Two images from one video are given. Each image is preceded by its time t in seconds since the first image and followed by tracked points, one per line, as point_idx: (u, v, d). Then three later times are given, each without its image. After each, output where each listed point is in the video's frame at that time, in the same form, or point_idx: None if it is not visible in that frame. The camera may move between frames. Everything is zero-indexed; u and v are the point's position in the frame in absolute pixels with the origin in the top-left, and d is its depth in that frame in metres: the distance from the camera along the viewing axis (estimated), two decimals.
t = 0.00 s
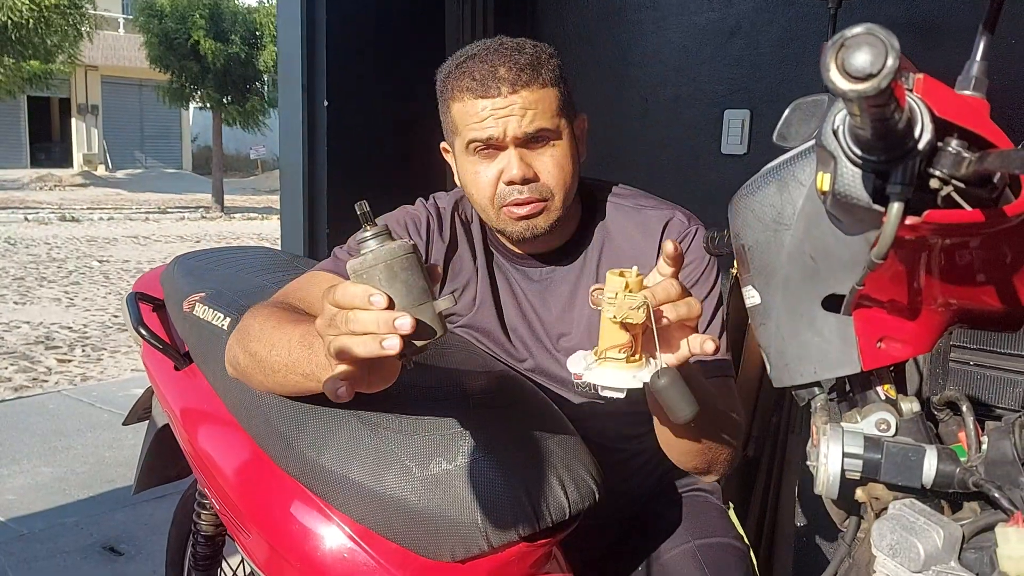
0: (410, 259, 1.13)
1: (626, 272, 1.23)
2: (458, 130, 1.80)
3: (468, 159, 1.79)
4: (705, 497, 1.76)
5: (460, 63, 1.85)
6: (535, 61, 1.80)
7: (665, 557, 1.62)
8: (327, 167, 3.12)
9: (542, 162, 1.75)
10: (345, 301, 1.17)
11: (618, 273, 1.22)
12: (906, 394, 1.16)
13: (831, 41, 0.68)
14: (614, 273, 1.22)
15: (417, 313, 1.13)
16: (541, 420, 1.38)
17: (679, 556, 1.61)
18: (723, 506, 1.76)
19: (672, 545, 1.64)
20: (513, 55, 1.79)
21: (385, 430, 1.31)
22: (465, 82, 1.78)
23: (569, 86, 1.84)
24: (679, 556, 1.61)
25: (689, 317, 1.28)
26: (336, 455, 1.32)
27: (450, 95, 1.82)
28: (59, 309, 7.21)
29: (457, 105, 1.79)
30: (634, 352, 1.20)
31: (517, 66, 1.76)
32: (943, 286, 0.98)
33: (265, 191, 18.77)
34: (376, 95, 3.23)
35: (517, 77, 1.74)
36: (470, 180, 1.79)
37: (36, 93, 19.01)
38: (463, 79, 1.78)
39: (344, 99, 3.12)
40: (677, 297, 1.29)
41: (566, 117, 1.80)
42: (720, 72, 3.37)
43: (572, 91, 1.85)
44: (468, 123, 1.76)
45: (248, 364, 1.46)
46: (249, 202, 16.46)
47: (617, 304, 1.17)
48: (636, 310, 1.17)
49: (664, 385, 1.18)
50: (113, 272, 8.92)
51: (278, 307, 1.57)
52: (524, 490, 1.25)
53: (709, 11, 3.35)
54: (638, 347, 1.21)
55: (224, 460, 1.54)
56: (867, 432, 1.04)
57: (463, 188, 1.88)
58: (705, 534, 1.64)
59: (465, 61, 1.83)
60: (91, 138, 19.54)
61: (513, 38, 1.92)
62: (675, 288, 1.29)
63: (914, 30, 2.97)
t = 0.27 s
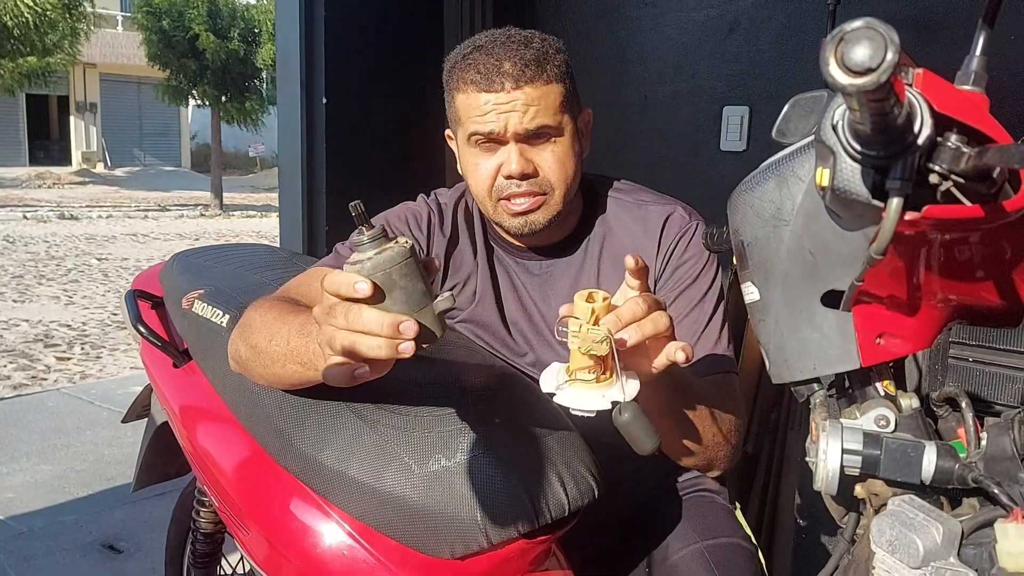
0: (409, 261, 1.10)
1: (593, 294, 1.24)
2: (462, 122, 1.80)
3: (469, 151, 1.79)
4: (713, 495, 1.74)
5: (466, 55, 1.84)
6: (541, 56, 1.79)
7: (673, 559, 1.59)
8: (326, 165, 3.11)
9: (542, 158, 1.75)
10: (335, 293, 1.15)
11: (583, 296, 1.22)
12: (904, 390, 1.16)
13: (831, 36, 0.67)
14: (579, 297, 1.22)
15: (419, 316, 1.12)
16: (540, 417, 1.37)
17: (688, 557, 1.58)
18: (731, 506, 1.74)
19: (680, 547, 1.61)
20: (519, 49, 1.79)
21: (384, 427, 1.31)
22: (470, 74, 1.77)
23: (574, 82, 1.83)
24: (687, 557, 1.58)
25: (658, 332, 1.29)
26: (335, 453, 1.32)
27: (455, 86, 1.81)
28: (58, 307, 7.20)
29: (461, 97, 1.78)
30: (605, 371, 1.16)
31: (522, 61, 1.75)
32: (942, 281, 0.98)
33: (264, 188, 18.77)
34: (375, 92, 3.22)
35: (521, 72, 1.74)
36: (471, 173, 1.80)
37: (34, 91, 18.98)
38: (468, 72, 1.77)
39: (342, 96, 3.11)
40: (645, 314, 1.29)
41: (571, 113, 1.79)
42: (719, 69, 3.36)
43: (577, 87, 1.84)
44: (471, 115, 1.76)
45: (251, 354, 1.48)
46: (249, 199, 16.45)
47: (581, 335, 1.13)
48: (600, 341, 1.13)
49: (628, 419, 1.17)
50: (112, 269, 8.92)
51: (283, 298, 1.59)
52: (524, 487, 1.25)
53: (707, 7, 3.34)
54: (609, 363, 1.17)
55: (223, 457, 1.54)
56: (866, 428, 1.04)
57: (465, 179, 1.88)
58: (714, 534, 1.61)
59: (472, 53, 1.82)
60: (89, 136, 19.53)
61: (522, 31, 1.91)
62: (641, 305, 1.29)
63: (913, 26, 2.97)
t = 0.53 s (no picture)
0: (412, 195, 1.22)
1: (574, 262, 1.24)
2: (454, 115, 1.79)
3: (462, 144, 1.78)
4: (715, 493, 1.75)
5: (459, 48, 1.84)
6: (532, 48, 1.79)
7: (676, 555, 1.60)
8: (325, 162, 3.11)
9: (534, 149, 1.75)
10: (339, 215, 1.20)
11: (564, 266, 1.23)
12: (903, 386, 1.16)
13: (829, 32, 0.67)
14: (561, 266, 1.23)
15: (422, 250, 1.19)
16: (540, 414, 1.37)
17: (691, 554, 1.59)
18: (733, 503, 1.75)
19: (682, 543, 1.63)
20: (510, 42, 1.79)
21: (384, 424, 1.31)
22: (461, 67, 1.77)
23: (565, 75, 1.84)
24: (689, 553, 1.59)
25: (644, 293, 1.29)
26: (335, 450, 1.32)
27: (446, 79, 1.81)
28: (56, 305, 7.19)
29: (453, 90, 1.78)
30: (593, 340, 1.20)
31: (514, 53, 1.75)
32: (941, 278, 0.98)
33: (263, 186, 18.76)
34: (374, 89, 3.21)
35: (512, 64, 1.74)
36: (464, 166, 1.79)
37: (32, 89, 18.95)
38: (460, 65, 1.77)
39: (340, 93, 3.10)
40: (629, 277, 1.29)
41: (562, 105, 1.79)
42: (717, 66, 3.36)
43: (568, 80, 1.85)
44: (464, 108, 1.75)
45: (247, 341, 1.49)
46: (247, 197, 16.44)
47: (562, 299, 1.17)
48: (582, 303, 1.16)
49: (617, 372, 1.15)
50: (111, 268, 8.91)
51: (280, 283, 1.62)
52: (524, 484, 1.25)
53: (706, 4, 3.34)
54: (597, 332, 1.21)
55: (222, 454, 1.54)
56: (865, 424, 1.04)
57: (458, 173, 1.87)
58: (717, 530, 1.63)
59: (463, 47, 1.82)
60: (87, 134, 19.51)
61: (512, 25, 1.92)
62: (622, 269, 1.29)
63: (911, 23, 2.97)
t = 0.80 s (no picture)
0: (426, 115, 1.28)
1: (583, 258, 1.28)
2: (449, 115, 1.79)
3: (456, 145, 1.78)
4: (714, 489, 1.75)
5: (454, 47, 1.84)
6: (526, 48, 1.78)
7: (676, 550, 1.61)
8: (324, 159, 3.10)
9: (527, 150, 1.75)
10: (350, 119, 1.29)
11: (574, 260, 1.27)
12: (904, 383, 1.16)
13: (829, 28, 0.67)
14: (570, 261, 1.28)
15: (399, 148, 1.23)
16: (540, 411, 1.37)
17: (690, 549, 1.60)
18: (732, 499, 1.75)
19: (682, 538, 1.63)
20: (504, 41, 1.79)
21: (383, 422, 1.31)
22: (455, 67, 1.77)
23: (561, 75, 1.83)
24: (689, 549, 1.60)
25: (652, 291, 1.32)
26: (335, 447, 1.32)
27: (441, 80, 1.81)
28: (56, 303, 7.19)
29: (448, 90, 1.78)
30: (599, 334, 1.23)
31: (507, 53, 1.75)
32: (941, 274, 0.98)
33: (262, 183, 18.75)
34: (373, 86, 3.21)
35: (505, 64, 1.74)
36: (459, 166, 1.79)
37: (31, 87, 18.93)
38: (454, 65, 1.77)
39: (339, 90, 3.09)
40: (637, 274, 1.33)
41: (556, 105, 1.79)
42: (717, 62, 3.36)
43: (564, 79, 1.84)
44: (457, 108, 1.75)
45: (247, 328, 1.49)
46: (246, 194, 16.43)
47: (572, 288, 1.21)
48: (591, 292, 1.21)
49: (625, 360, 1.14)
50: (110, 265, 8.90)
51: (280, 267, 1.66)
52: (524, 481, 1.25)
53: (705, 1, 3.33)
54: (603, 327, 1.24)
55: (222, 452, 1.54)
56: (865, 421, 1.04)
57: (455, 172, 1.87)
58: (717, 526, 1.64)
59: (458, 46, 1.82)
60: (86, 131, 19.49)
61: (509, 23, 1.91)
62: (631, 267, 1.33)
63: (911, 19, 2.96)
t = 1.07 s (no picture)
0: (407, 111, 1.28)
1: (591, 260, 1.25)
2: (448, 113, 1.79)
3: (456, 142, 1.78)
4: (712, 485, 1.76)
5: (453, 44, 1.84)
6: (525, 45, 1.79)
7: (674, 546, 1.62)
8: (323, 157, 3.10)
9: (526, 146, 1.75)
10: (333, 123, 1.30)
11: (580, 262, 1.25)
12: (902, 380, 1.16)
13: (828, 24, 0.67)
14: (576, 262, 1.25)
15: (378, 154, 1.24)
16: (540, 409, 1.37)
17: (689, 545, 1.61)
18: (731, 496, 1.76)
19: (681, 534, 1.64)
20: (503, 38, 1.79)
21: (382, 419, 1.31)
22: (453, 64, 1.77)
23: (560, 72, 1.83)
24: (687, 545, 1.61)
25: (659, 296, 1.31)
26: (335, 445, 1.32)
27: (440, 77, 1.81)
28: (54, 300, 7.18)
29: (447, 87, 1.78)
30: (605, 339, 1.21)
31: (506, 50, 1.75)
32: (940, 271, 0.98)
33: (261, 181, 18.74)
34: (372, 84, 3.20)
35: (504, 61, 1.74)
36: (458, 163, 1.79)
37: (29, 84, 18.90)
38: (453, 62, 1.77)
39: (338, 87, 3.09)
40: (643, 279, 1.32)
41: (556, 102, 1.79)
42: (716, 60, 3.35)
43: (563, 76, 1.84)
44: (456, 105, 1.75)
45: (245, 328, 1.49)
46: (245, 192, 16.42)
47: (580, 294, 1.18)
48: (599, 298, 1.17)
49: (633, 367, 1.17)
50: (109, 263, 8.90)
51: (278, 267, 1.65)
52: (523, 478, 1.26)
53: None
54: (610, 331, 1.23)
55: (221, 449, 1.54)
56: (864, 418, 1.04)
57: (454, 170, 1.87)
58: (715, 522, 1.65)
59: (457, 44, 1.82)
60: (85, 129, 19.47)
61: (507, 21, 1.91)
62: (637, 270, 1.32)
63: (911, 16, 2.96)
